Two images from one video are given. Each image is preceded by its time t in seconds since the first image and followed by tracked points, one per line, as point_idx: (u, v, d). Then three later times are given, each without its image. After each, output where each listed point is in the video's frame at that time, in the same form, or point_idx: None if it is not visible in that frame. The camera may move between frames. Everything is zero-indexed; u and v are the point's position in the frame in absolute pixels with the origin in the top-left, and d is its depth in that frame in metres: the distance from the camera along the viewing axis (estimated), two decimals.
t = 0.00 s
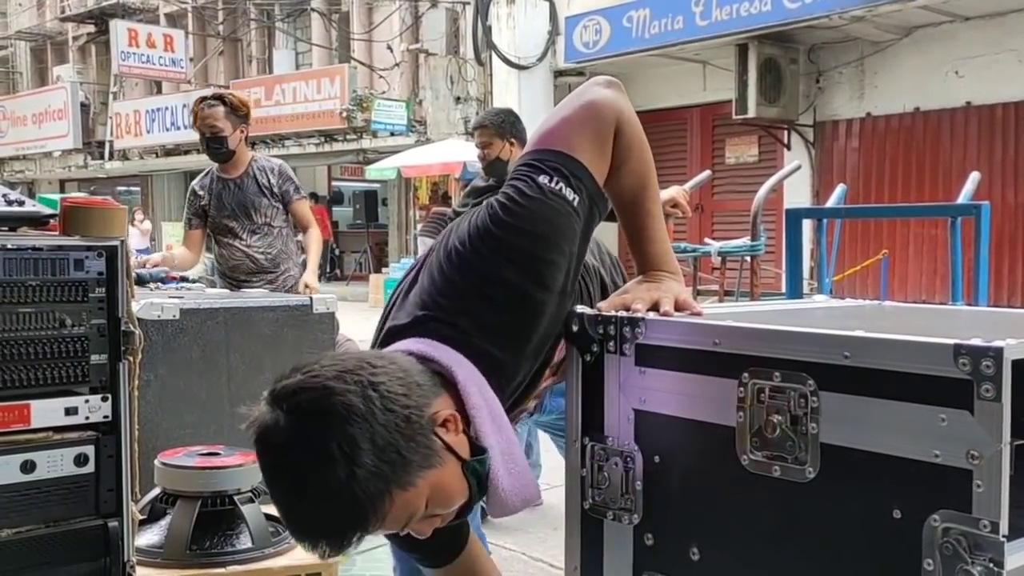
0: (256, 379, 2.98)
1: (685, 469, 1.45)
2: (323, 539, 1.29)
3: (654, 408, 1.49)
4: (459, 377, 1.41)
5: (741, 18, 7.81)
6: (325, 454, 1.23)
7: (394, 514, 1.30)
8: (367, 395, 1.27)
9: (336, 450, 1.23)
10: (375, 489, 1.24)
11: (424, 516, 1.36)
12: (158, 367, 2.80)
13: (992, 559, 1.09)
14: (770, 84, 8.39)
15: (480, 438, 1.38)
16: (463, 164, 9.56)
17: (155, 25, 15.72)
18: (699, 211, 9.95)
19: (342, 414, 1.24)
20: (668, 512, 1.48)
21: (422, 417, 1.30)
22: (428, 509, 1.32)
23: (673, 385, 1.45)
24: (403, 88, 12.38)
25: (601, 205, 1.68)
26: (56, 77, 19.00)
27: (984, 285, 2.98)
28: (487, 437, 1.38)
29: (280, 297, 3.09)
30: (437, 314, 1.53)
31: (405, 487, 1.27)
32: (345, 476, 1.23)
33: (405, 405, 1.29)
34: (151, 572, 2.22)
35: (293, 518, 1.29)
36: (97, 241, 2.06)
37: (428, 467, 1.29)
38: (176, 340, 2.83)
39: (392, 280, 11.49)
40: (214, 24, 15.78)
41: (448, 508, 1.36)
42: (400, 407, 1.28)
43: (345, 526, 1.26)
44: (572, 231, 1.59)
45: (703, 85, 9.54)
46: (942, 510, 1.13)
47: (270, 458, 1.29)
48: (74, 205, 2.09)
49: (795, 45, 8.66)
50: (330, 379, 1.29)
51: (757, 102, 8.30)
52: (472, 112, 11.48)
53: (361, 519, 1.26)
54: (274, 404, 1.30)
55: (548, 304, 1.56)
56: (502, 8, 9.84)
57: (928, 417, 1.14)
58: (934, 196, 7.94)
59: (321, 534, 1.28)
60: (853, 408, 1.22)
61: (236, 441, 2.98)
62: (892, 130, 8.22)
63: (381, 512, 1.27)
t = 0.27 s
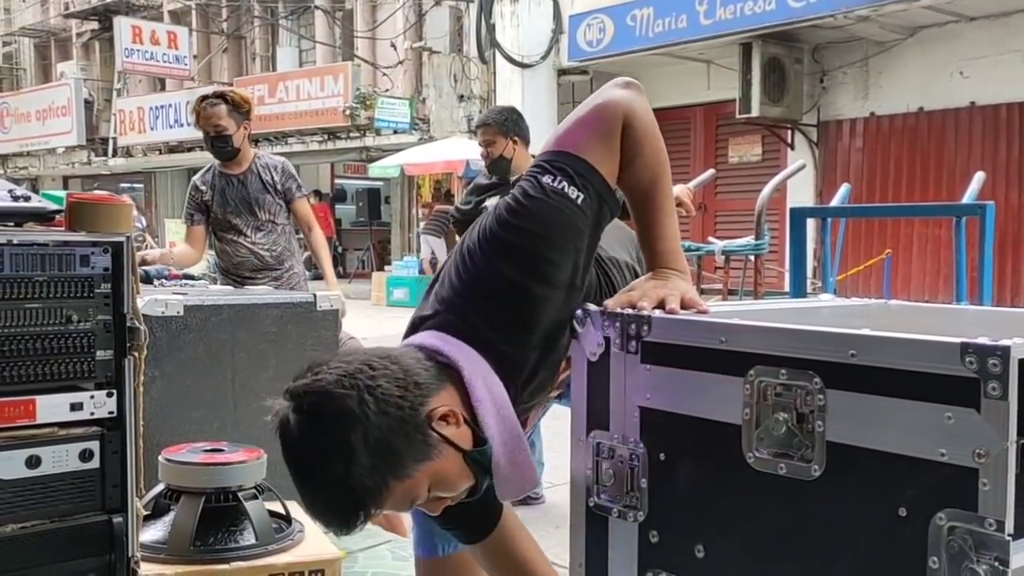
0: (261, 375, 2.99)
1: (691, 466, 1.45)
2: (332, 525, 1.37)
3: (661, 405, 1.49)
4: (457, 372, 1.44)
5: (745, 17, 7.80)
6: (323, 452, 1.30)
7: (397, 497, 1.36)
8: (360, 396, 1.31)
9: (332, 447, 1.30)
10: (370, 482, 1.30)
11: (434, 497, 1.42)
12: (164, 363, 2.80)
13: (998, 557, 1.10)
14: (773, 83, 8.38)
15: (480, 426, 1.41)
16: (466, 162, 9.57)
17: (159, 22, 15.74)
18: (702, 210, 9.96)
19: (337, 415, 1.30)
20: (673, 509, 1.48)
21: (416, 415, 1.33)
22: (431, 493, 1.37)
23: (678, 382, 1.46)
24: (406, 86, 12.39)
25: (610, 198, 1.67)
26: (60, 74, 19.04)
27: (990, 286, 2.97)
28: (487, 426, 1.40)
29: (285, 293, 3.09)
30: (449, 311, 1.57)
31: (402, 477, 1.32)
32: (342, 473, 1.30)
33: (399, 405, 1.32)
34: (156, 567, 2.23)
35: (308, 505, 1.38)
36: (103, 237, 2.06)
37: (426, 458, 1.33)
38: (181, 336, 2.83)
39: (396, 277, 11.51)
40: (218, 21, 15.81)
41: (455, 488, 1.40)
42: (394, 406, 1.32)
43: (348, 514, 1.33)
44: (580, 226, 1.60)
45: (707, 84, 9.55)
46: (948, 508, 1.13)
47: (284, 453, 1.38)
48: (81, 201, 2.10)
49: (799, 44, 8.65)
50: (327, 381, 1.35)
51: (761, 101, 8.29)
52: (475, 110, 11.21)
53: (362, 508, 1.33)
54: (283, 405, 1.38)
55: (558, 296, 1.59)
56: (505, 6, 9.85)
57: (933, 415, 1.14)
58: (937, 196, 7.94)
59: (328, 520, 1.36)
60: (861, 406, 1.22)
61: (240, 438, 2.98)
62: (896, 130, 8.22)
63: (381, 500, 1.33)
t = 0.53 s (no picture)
0: (261, 374, 2.99)
1: (691, 467, 1.45)
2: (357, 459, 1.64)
3: (660, 405, 1.49)
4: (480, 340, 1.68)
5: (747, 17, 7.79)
6: (350, 403, 1.57)
7: (414, 441, 1.62)
8: (384, 359, 1.56)
9: (357, 399, 1.56)
10: (387, 428, 1.57)
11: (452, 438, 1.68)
12: (164, 363, 2.80)
13: (996, 560, 1.09)
14: (775, 83, 8.37)
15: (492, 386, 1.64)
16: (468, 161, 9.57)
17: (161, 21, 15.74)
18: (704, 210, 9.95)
19: (363, 374, 1.56)
20: (671, 510, 1.48)
21: (433, 373, 1.58)
22: (446, 437, 1.63)
23: (677, 382, 1.45)
24: (408, 85, 12.38)
25: (665, 222, 1.92)
26: (62, 72, 19.06)
27: (990, 287, 2.96)
28: (500, 386, 1.61)
29: (285, 292, 3.09)
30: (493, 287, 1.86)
31: (418, 425, 1.59)
32: (367, 424, 1.57)
33: (416, 365, 1.57)
34: (155, 567, 2.23)
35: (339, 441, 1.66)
36: (103, 236, 2.05)
37: (438, 410, 1.59)
38: (180, 335, 2.83)
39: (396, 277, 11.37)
40: (220, 19, 15.81)
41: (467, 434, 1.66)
42: (408, 368, 1.56)
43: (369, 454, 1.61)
44: (612, 230, 1.86)
45: (709, 84, 9.55)
46: (946, 510, 1.13)
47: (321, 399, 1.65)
48: (81, 199, 2.10)
49: (802, 44, 8.64)
50: (357, 344, 1.60)
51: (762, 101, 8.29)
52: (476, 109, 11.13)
53: (381, 450, 1.60)
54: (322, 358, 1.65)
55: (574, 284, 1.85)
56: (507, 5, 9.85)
57: (932, 417, 1.14)
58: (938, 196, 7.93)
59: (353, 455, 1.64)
60: (859, 407, 1.22)
61: (241, 437, 2.99)
62: (898, 131, 8.21)
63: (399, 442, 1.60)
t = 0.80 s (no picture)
0: (259, 374, 2.99)
1: (689, 468, 1.44)
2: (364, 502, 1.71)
3: (658, 405, 1.48)
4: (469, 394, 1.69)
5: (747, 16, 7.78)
6: (348, 454, 1.63)
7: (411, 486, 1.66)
8: (375, 412, 1.61)
9: (353, 451, 1.62)
10: (380, 477, 1.62)
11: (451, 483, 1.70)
12: (162, 363, 2.80)
13: (997, 559, 1.09)
14: (775, 82, 8.37)
15: (483, 433, 1.65)
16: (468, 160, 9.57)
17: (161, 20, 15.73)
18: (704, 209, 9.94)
19: (355, 428, 1.61)
20: (671, 510, 1.47)
21: (423, 423, 1.61)
22: (444, 481, 1.66)
23: (675, 382, 1.45)
24: (407, 85, 12.37)
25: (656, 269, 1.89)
26: (62, 71, 19.07)
27: (990, 286, 2.96)
28: (493, 435, 1.63)
29: (284, 291, 3.09)
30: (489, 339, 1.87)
31: (411, 472, 1.63)
32: (364, 475, 1.63)
33: (408, 414, 1.61)
34: (153, 565, 2.24)
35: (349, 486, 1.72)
36: (101, 235, 2.05)
37: (429, 458, 1.62)
38: (179, 335, 2.83)
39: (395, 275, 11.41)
40: (219, 18, 15.80)
41: (464, 477, 1.68)
42: (397, 419, 1.60)
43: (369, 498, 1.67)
44: (602, 283, 1.85)
45: (708, 83, 9.55)
46: (945, 510, 1.13)
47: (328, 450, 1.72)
48: (80, 199, 2.11)
49: (801, 44, 8.64)
50: (353, 398, 1.65)
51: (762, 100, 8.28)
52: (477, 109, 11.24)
53: (379, 495, 1.65)
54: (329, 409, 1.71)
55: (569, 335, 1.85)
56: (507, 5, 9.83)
57: (930, 416, 1.14)
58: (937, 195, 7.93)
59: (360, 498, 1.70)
60: (858, 407, 1.22)
61: (240, 436, 2.98)
62: (897, 130, 8.21)
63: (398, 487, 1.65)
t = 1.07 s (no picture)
0: (259, 373, 2.99)
1: (691, 467, 1.41)
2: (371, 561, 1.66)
3: (658, 404, 1.44)
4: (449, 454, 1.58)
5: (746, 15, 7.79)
6: (344, 521, 1.60)
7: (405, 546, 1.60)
8: (361, 478, 1.57)
9: (347, 518, 1.59)
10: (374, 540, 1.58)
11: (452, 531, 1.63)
12: (162, 362, 2.81)
13: (1008, 561, 1.08)
14: (773, 82, 8.38)
15: (467, 485, 1.56)
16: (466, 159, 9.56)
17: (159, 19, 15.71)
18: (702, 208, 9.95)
19: (348, 496, 1.57)
20: (671, 512, 1.44)
21: (404, 481, 1.55)
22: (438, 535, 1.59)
23: (676, 379, 1.41)
24: (406, 84, 12.37)
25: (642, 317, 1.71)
26: (61, 70, 19.08)
27: (988, 284, 2.96)
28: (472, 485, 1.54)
29: (283, 290, 3.09)
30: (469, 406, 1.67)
31: (403, 531, 1.57)
32: (362, 541, 1.59)
33: (390, 475, 1.56)
34: (153, 563, 2.24)
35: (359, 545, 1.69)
36: (99, 234, 2.05)
37: (416, 514, 1.55)
38: (178, 334, 2.83)
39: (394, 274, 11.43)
40: (217, 17, 15.78)
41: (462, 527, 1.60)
42: (382, 483, 1.56)
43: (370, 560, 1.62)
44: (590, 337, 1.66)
45: (706, 82, 9.57)
46: (956, 511, 1.10)
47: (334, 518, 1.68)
48: (79, 197, 2.12)
49: (799, 42, 8.64)
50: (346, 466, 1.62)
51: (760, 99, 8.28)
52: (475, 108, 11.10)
53: (378, 558, 1.60)
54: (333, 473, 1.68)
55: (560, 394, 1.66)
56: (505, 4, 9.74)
57: (939, 416, 1.12)
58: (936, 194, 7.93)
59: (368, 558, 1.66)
60: (864, 407, 1.19)
61: (239, 434, 2.98)
62: (896, 128, 8.21)
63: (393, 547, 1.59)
